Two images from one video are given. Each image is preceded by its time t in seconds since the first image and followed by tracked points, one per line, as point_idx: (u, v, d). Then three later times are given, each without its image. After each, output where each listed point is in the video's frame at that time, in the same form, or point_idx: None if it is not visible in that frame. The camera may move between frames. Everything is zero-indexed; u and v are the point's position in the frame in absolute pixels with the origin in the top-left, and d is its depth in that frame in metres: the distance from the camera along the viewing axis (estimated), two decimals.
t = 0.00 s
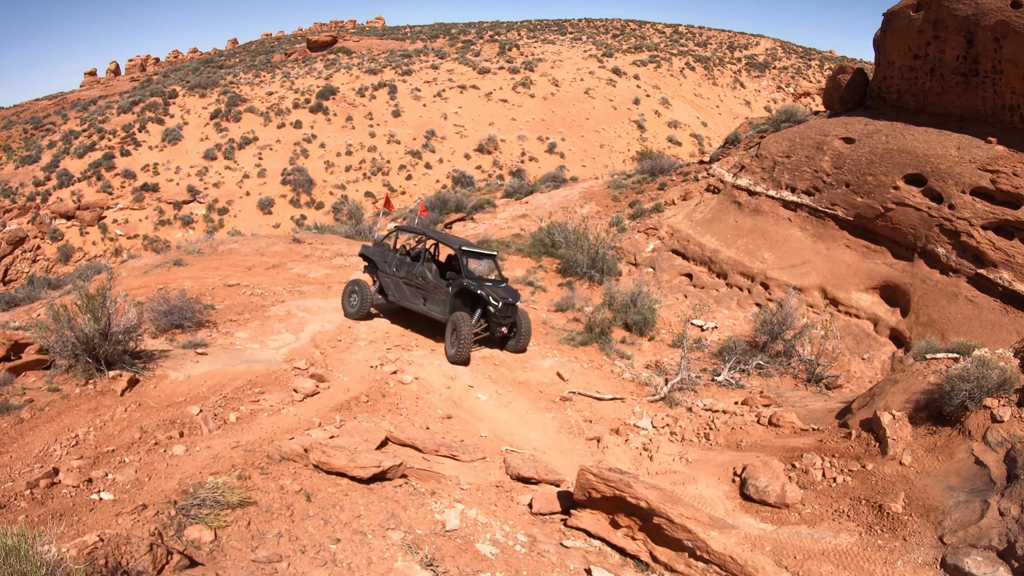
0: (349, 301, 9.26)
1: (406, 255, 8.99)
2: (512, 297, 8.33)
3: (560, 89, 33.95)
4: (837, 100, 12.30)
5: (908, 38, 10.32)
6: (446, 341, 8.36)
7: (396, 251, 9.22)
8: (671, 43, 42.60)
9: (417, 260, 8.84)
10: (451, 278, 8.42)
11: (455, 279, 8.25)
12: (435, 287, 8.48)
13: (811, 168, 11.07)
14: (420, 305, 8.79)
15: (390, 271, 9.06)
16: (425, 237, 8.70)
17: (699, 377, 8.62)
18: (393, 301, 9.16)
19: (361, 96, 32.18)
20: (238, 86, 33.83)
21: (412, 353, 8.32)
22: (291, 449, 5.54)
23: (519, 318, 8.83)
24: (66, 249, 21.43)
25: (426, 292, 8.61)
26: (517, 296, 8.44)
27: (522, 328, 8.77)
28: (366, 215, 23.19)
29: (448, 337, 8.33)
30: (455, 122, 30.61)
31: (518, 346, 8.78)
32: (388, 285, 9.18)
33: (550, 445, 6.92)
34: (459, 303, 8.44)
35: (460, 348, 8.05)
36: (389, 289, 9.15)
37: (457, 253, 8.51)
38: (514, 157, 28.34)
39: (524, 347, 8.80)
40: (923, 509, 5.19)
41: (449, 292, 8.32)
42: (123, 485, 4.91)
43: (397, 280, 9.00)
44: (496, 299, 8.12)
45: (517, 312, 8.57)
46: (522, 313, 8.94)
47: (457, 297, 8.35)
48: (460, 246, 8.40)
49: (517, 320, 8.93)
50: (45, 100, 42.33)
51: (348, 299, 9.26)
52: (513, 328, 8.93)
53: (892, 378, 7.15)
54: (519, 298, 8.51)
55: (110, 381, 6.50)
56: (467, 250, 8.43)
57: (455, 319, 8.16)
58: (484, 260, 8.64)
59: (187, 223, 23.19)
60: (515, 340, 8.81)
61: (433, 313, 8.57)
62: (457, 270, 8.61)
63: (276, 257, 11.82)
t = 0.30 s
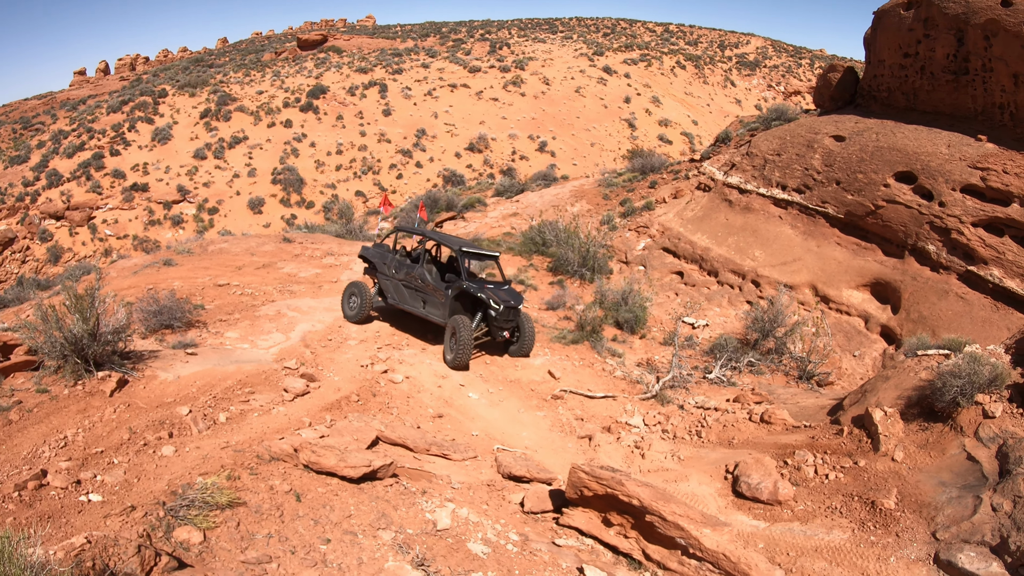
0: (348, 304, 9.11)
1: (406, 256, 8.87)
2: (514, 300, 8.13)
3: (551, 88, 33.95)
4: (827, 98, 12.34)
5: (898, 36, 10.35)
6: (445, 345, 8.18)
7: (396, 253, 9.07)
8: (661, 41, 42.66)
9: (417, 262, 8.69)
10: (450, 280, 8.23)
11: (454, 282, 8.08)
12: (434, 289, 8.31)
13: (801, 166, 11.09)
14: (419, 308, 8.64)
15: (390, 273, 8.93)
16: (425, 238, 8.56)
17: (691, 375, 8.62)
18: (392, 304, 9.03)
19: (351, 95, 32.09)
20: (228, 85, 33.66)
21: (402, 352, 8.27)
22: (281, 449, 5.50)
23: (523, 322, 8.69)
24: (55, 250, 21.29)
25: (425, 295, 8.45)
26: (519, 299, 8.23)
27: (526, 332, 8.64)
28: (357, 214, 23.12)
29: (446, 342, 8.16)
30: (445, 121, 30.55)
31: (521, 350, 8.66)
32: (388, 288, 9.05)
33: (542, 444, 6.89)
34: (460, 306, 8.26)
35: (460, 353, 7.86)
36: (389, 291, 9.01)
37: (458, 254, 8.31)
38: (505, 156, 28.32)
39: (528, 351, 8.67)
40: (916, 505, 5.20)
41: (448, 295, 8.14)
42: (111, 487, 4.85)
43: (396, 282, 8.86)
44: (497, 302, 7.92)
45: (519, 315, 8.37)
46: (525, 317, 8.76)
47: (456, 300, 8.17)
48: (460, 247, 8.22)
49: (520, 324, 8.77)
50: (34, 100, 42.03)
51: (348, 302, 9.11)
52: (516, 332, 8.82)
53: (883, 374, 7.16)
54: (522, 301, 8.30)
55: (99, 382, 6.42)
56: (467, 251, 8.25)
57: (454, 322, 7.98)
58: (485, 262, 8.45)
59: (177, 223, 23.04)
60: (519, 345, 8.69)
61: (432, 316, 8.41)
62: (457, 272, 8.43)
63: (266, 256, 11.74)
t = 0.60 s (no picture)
0: (348, 303, 8.98)
1: (404, 255, 8.66)
2: (514, 300, 7.90)
3: (541, 83, 33.91)
4: (818, 95, 12.37)
5: (888, 33, 10.38)
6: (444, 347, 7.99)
7: (394, 251, 8.86)
8: (651, 37, 42.68)
9: (415, 261, 8.47)
10: (449, 280, 7.99)
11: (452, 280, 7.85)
12: (432, 288, 8.10)
13: (791, 162, 11.12)
14: (418, 308, 8.44)
15: (388, 273, 8.74)
16: (424, 236, 8.36)
17: (680, 370, 8.64)
18: (391, 303, 8.85)
19: (341, 91, 31.95)
20: (217, 80, 33.42)
21: (392, 348, 8.24)
22: (270, 445, 5.48)
23: (524, 320, 8.57)
24: (43, 247, 21.14)
25: (424, 295, 8.24)
26: (520, 298, 8.01)
27: (528, 332, 8.52)
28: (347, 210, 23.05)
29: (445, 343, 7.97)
30: (435, 116, 30.48)
31: (523, 350, 8.56)
32: (386, 287, 8.87)
33: (532, 439, 6.89)
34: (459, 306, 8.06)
35: (459, 355, 7.65)
36: (387, 291, 8.83)
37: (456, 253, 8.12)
38: (494, 152, 28.30)
39: (530, 351, 8.57)
40: (905, 499, 5.25)
41: (446, 295, 7.93)
42: (101, 485, 4.82)
43: (395, 281, 8.67)
44: (496, 302, 7.70)
45: (520, 314, 8.15)
46: (526, 316, 8.58)
47: (455, 300, 7.95)
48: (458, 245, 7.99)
49: (522, 322, 8.59)
50: (19, 94, 41.62)
51: (347, 302, 8.98)
52: (518, 331, 8.69)
53: (872, 369, 7.20)
54: (523, 300, 8.06)
55: (88, 379, 6.37)
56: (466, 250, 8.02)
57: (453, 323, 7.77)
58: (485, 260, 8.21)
59: (166, 219, 22.90)
60: (520, 345, 8.59)
61: (431, 317, 8.20)
62: (456, 270, 8.21)
63: (255, 252, 11.68)
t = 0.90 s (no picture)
0: (344, 303, 8.87)
1: (399, 255, 8.56)
2: (510, 302, 7.76)
3: (531, 80, 33.89)
4: (806, 91, 12.41)
5: (877, 30, 10.42)
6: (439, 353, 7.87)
7: (389, 251, 8.76)
8: (641, 33, 42.70)
9: (409, 261, 8.37)
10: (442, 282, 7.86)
11: (446, 283, 7.72)
12: (426, 291, 7.99)
13: (780, 158, 11.15)
14: (413, 310, 8.35)
15: (383, 274, 8.66)
16: (418, 236, 8.25)
17: (669, 365, 8.67)
18: (387, 304, 8.76)
19: (330, 87, 31.83)
20: (206, 77, 33.22)
21: (381, 345, 8.23)
22: (260, 442, 5.46)
23: (523, 322, 8.38)
24: (31, 245, 21.00)
25: (418, 297, 8.14)
26: (516, 300, 7.86)
27: (527, 334, 8.38)
28: (336, 207, 22.98)
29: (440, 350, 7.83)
30: (424, 113, 30.42)
31: (522, 352, 8.42)
32: (382, 288, 8.79)
33: (521, 435, 6.90)
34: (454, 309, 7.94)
35: (454, 363, 7.51)
36: (382, 292, 8.75)
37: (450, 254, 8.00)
38: (484, 148, 28.29)
39: (529, 353, 8.43)
40: (893, 493, 5.30)
41: (440, 298, 7.79)
42: (91, 484, 4.78)
43: (389, 283, 8.60)
44: (491, 306, 7.57)
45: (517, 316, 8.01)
46: (525, 317, 8.44)
47: (449, 303, 7.83)
48: (451, 246, 7.86)
49: (520, 323, 8.45)
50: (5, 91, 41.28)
51: (344, 301, 8.87)
52: (517, 332, 8.53)
53: (860, 364, 7.24)
54: (520, 301, 7.92)
55: (77, 378, 6.32)
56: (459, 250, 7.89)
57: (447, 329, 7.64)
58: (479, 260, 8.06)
59: (155, 217, 22.77)
60: (519, 346, 8.45)
61: (425, 320, 8.10)
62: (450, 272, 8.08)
63: (244, 249, 11.62)
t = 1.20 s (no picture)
0: (342, 305, 8.73)
1: (396, 258, 8.37)
2: (509, 306, 7.51)
3: (518, 75, 33.85)
4: (793, 86, 12.45)
5: (863, 25, 10.46)
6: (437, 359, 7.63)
7: (386, 253, 8.56)
8: (628, 28, 42.69)
9: (406, 264, 8.16)
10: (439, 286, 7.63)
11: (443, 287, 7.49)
12: (423, 294, 7.77)
13: (766, 153, 11.18)
14: (410, 314, 8.14)
15: (380, 276, 8.48)
16: (415, 238, 8.05)
17: (658, 360, 8.69)
18: (384, 308, 8.58)
19: (316, 84, 31.66)
20: (191, 75, 32.97)
21: (369, 342, 8.18)
22: (247, 442, 5.42)
23: (525, 326, 8.10)
24: (17, 245, 20.82)
25: (415, 301, 7.93)
26: (516, 304, 7.61)
27: (528, 339, 8.09)
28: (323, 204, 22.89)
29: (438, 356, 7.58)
30: (411, 109, 30.34)
31: (523, 357, 8.13)
32: (379, 291, 8.61)
33: (509, 431, 6.88)
34: (452, 313, 7.71)
35: (452, 370, 7.26)
36: (380, 295, 8.57)
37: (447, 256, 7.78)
38: (471, 144, 28.26)
39: (531, 358, 8.13)
40: (881, 486, 5.35)
41: (437, 301, 7.56)
42: (78, 486, 4.73)
43: (386, 285, 8.41)
44: (490, 310, 7.33)
45: (518, 321, 7.75)
46: (527, 321, 8.16)
47: (446, 307, 7.60)
48: (449, 248, 7.59)
49: (522, 328, 8.16)
50: None
51: (341, 303, 8.72)
52: (518, 336, 8.25)
53: (847, 358, 7.27)
54: (521, 306, 7.67)
55: (63, 379, 6.24)
56: (456, 252, 7.64)
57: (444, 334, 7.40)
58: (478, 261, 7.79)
59: (141, 216, 22.61)
60: (521, 351, 8.16)
61: (423, 324, 7.89)
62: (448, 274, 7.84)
63: (231, 248, 11.54)
